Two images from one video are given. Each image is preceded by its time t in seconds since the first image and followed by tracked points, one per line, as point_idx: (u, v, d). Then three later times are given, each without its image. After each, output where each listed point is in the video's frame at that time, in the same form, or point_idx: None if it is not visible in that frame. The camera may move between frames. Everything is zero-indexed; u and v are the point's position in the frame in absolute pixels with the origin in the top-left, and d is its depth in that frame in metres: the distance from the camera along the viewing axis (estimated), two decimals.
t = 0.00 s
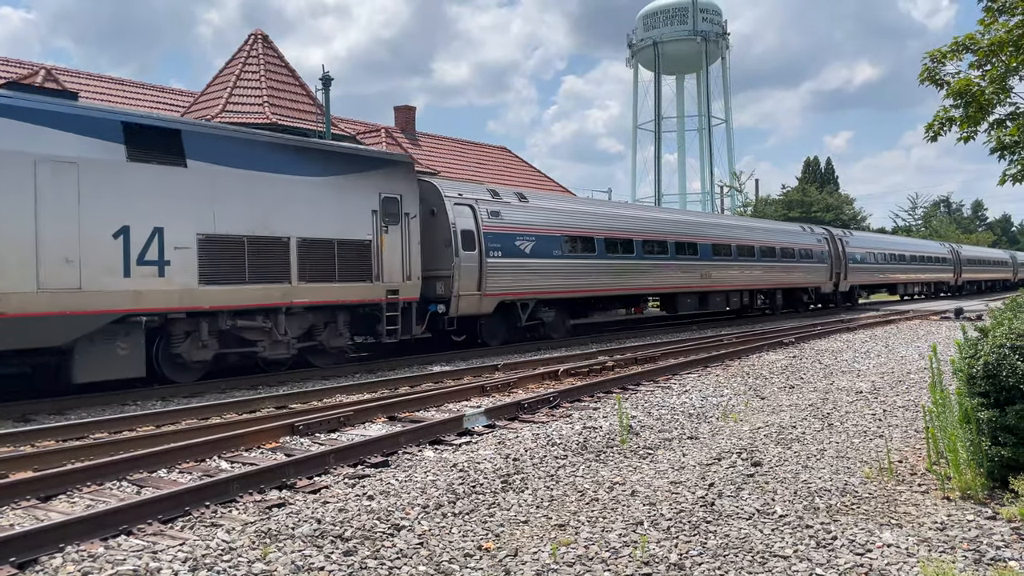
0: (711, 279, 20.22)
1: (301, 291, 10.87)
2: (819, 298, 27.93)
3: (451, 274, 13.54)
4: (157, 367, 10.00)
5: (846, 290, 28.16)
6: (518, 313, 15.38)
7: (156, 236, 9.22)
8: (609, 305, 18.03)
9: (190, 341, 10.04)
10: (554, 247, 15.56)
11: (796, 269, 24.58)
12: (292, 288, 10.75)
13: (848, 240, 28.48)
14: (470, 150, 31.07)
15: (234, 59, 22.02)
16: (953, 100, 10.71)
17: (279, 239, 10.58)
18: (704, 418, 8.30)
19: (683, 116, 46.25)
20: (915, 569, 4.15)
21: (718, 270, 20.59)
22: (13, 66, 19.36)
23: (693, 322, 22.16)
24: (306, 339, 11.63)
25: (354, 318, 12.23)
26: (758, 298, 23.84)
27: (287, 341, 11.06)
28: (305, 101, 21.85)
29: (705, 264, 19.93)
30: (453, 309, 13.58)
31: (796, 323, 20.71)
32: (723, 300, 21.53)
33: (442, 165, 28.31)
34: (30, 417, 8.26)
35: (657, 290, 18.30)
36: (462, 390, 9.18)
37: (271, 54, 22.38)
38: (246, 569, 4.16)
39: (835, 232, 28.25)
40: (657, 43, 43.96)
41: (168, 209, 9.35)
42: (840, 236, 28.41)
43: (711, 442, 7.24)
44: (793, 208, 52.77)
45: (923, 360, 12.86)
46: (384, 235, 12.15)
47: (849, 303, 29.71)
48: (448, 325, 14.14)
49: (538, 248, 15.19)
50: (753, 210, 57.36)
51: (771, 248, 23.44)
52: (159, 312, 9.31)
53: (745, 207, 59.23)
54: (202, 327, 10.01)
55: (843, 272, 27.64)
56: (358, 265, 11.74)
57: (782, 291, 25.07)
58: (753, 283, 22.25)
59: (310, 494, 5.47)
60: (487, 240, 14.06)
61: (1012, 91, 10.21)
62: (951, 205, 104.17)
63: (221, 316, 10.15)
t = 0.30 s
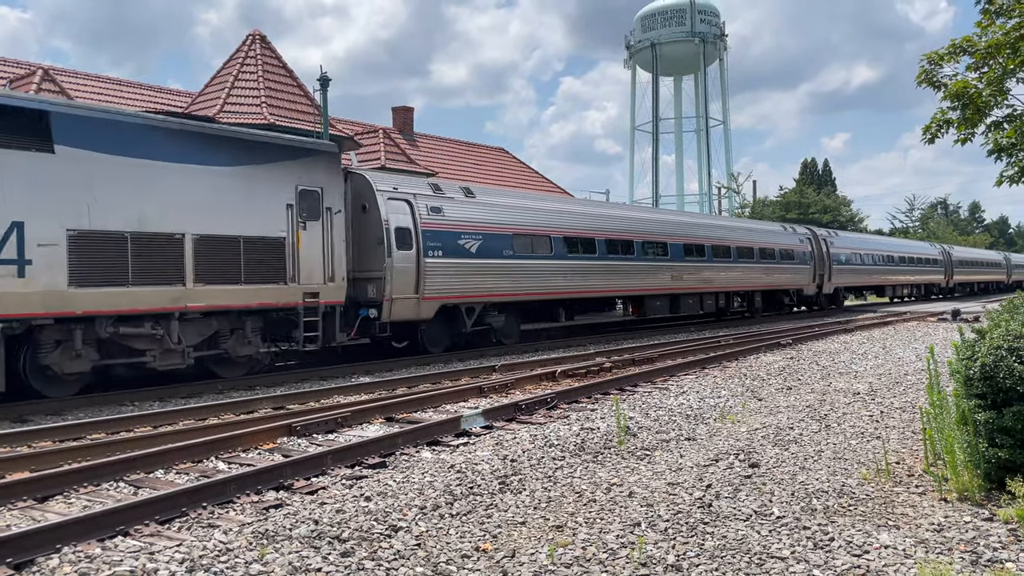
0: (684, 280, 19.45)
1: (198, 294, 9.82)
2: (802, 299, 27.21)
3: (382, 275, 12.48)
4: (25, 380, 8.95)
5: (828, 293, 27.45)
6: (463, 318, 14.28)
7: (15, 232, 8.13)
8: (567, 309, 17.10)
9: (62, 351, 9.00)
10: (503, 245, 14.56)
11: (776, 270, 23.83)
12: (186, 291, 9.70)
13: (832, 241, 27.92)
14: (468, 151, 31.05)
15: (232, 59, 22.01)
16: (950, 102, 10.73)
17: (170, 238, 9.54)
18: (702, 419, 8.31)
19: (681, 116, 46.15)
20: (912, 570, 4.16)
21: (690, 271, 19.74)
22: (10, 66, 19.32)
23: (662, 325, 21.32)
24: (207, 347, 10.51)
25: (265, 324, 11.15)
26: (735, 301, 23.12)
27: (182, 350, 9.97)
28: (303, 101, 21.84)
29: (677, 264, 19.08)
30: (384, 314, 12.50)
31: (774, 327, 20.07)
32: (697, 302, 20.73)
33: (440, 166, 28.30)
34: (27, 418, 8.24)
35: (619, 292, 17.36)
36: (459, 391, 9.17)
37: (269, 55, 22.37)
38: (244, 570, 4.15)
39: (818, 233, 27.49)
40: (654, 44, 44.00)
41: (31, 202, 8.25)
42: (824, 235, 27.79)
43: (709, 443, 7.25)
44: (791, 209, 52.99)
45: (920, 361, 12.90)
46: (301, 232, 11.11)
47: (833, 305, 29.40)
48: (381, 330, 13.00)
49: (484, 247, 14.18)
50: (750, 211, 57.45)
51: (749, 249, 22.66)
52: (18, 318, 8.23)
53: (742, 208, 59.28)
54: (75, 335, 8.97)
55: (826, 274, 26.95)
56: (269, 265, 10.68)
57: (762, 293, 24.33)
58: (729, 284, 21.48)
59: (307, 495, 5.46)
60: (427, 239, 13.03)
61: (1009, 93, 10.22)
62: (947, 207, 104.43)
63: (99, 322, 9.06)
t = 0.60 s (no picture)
0: (653, 283, 18.48)
1: (72, 296, 8.78)
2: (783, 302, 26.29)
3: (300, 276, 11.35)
4: None
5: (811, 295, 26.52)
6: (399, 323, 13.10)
7: None
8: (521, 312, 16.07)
9: None
10: (446, 245, 13.49)
11: (755, 272, 22.92)
12: (57, 293, 8.65)
13: (816, 242, 27.08)
14: (467, 152, 31.07)
15: (230, 60, 22.02)
16: (947, 104, 10.74)
17: (36, 230, 8.48)
18: (699, 420, 8.32)
19: (679, 117, 46.30)
20: (909, 571, 4.15)
21: (663, 273, 18.80)
22: (7, 66, 19.28)
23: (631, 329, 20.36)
24: (86, 358, 9.38)
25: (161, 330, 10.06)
26: (711, 304, 22.24)
27: (52, 361, 8.83)
28: (301, 102, 21.84)
29: (644, 266, 17.98)
30: (302, 319, 11.34)
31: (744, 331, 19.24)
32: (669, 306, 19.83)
33: (438, 167, 28.31)
34: (24, 418, 8.23)
35: (579, 295, 16.34)
36: (456, 392, 9.15)
37: (267, 56, 22.37)
38: (240, 571, 4.14)
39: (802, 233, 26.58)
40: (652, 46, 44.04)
41: None
42: (807, 236, 26.94)
43: (706, 444, 7.26)
44: (788, 211, 53.06)
45: (917, 363, 12.91)
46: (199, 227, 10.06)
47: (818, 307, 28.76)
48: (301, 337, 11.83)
49: (422, 246, 13.05)
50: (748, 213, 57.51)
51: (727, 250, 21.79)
52: None
53: (740, 210, 59.32)
54: None
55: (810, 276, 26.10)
56: (159, 263, 9.60)
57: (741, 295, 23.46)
58: (703, 286, 20.50)
59: (305, 497, 5.45)
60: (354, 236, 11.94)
61: (1006, 95, 10.26)
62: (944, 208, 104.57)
63: None
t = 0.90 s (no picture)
0: (617, 285, 17.56)
1: None
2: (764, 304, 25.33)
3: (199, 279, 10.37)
4: None
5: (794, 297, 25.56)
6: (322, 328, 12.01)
7: None
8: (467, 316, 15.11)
9: None
10: (378, 243, 12.41)
11: (732, 274, 21.93)
12: None
13: (800, 242, 26.16)
14: (465, 153, 31.07)
15: (228, 61, 22.00)
16: (945, 105, 10.74)
17: None
18: (697, 421, 8.32)
19: (677, 118, 46.30)
20: (906, 572, 4.16)
21: (629, 276, 17.90)
22: (4, 66, 19.25)
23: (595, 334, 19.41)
24: None
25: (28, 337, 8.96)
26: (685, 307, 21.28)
27: None
28: (299, 103, 21.81)
29: (609, 267, 17.17)
30: (204, 325, 10.40)
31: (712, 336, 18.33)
32: (636, 310, 18.90)
33: (436, 168, 28.30)
34: (21, 419, 8.21)
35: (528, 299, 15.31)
36: (454, 392, 9.16)
37: (265, 56, 22.35)
38: (238, 573, 4.13)
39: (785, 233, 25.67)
40: (650, 47, 44.05)
41: None
42: (790, 235, 26.04)
43: (704, 445, 7.26)
44: (785, 212, 53.07)
45: (914, 364, 12.92)
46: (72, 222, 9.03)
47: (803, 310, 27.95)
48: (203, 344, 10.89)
49: (347, 245, 11.96)
50: (745, 214, 57.57)
51: (703, 251, 20.82)
52: None
53: (738, 211, 59.36)
54: None
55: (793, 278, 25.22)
56: (21, 265, 8.57)
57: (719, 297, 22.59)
58: (674, 288, 19.50)
59: (302, 497, 5.45)
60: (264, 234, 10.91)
61: (1004, 96, 10.29)
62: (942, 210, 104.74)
63: None
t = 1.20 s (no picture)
0: (577, 286, 16.65)
1: None
2: (743, 306, 24.28)
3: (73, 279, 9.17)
4: None
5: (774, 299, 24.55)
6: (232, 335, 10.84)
7: None
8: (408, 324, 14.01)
9: None
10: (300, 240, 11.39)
11: (704, 275, 20.86)
12: None
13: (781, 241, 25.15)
14: (463, 153, 31.08)
15: (225, 61, 21.98)
16: (942, 105, 10.76)
17: None
18: (695, 421, 8.33)
19: (675, 119, 46.30)
20: (903, 572, 4.16)
21: (590, 276, 16.92)
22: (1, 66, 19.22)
23: (558, 338, 18.32)
24: None
25: None
26: (656, 309, 20.23)
27: None
28: (296, 103, 21.78)
29: (568, 268, 16.27)
30: (81, 332, 9.18)
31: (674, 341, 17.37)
32: (601, 312, 17.87)
33: (434, 168, 28.30)
34: (18, 420, 8.20)
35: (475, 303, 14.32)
36: (452, 393, 9.17)
37: (262, 56, 22.34)
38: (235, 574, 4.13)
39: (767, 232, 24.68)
40: (648, 48, 44.10)
41: None
42: (771, 234, 25.06)
43: (701, 445, 7.27)
44: (783, 213, 53.14)
45: (911, 364, 12.93)
46: None
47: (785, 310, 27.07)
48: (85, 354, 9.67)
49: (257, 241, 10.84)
50: (743, 214, 57.62)
51: (674, 251, 19.79)
52: None
53: (734, 211, 59.47)
54: None
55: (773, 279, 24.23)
56: None
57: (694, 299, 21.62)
58: (639, 291, 18.47)
59: (300, 498, 5.45)
60: (154, 229, 9.74)
61: (1000, 97, 10.31)
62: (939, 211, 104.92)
63: None
